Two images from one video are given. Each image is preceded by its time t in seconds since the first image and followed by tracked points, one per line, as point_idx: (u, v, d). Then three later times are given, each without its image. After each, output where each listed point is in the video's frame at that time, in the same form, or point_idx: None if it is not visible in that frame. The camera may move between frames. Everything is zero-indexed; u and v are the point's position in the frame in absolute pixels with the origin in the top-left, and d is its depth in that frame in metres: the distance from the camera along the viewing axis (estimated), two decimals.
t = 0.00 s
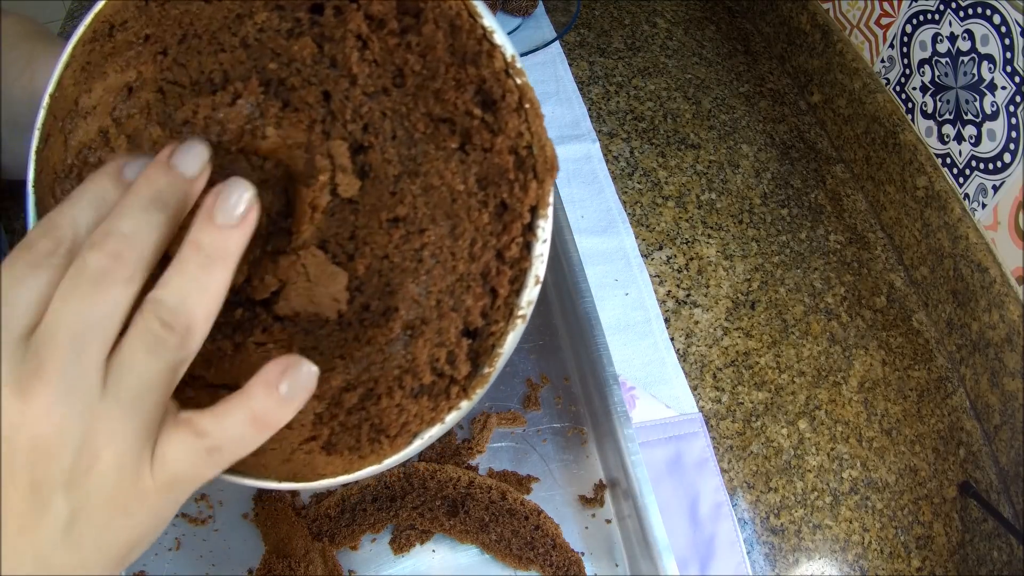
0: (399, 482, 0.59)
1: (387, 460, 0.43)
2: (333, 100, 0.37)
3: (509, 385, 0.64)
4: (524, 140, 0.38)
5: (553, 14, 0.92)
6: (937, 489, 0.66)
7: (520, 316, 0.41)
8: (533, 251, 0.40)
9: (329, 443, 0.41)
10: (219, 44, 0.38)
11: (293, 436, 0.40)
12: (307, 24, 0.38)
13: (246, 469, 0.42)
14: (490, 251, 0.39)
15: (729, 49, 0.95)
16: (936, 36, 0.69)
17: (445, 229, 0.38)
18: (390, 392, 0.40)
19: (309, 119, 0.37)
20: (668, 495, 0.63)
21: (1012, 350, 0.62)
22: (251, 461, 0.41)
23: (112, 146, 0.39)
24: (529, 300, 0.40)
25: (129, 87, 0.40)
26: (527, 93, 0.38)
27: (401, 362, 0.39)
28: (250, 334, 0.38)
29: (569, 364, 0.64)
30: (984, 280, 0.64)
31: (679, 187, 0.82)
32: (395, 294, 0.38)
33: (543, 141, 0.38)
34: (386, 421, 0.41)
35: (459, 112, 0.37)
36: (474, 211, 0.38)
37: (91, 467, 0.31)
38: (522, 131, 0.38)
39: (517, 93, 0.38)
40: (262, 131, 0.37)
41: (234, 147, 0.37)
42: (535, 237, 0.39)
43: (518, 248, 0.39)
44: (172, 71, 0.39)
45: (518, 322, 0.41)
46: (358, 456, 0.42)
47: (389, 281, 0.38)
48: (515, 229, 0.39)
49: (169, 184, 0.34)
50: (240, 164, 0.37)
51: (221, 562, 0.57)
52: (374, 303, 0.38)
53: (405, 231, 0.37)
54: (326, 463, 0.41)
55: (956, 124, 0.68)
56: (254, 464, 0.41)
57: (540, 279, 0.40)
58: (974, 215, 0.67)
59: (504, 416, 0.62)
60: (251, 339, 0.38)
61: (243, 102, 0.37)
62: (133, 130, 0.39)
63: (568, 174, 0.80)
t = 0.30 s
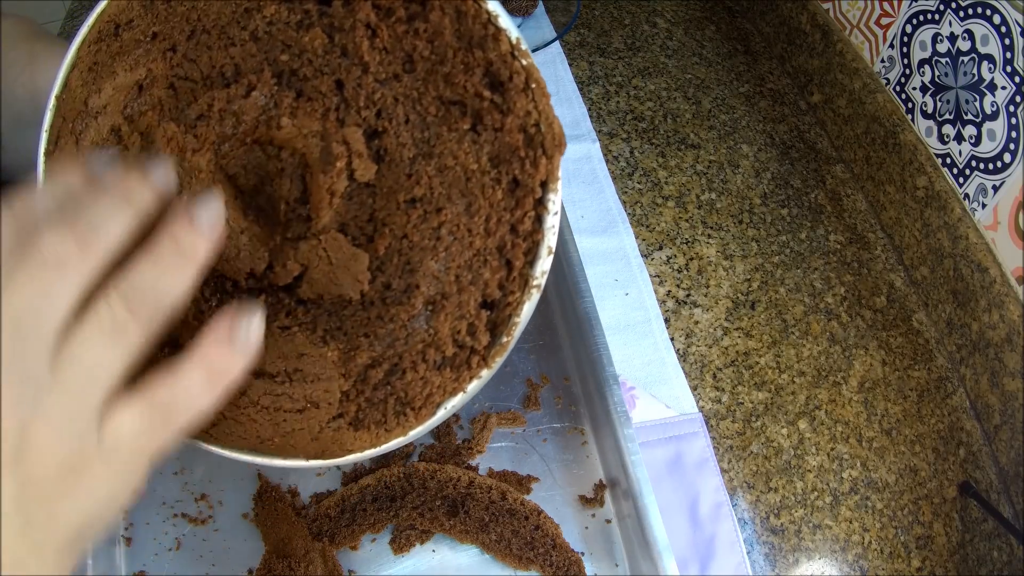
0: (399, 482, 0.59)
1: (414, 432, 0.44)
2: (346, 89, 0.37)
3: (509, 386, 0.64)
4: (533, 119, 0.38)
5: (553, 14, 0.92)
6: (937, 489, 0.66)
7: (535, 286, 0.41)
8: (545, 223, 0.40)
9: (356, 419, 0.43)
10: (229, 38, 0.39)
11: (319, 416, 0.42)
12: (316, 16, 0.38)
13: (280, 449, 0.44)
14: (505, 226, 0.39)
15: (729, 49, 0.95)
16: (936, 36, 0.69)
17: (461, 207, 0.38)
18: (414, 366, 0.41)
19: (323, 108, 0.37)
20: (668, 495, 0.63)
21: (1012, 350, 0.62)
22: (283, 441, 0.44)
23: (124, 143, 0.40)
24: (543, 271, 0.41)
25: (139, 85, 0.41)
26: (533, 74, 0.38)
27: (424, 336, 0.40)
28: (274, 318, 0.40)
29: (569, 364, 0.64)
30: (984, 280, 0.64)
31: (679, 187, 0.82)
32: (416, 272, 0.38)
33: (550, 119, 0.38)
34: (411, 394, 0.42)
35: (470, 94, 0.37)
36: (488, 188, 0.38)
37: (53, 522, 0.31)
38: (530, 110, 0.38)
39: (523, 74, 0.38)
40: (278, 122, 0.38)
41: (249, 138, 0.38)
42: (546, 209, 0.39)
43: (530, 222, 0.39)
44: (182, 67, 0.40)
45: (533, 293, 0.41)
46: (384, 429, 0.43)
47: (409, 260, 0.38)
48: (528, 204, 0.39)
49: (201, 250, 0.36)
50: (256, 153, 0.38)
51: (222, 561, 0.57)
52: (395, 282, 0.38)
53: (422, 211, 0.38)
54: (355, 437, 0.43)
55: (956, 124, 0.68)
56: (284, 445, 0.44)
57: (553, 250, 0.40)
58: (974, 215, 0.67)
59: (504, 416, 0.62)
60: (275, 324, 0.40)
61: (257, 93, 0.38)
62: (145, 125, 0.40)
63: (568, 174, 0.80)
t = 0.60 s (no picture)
0: (399, 482, 0.59)
1: (393, 415, 0.43)
2: (316, 70, 0.36)
3: (509, 386, 0.64)
4: (506, 94, 0.36)
5: (553, 14, 0.92)
6: (937, 489, 0.66)
7: (512, 264, 0.39)
8: (522, 201, 0.38)
9: (335, 401, 0.43)
10: (200, 24, 0.38)
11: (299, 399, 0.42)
12: None
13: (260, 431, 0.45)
14: (479, 204, 0.38)
15: (729, 49, 0.95)
16: (936, 36, 0.69)
17: (434, 185, 0.37)
18: (392, 347, 0.40)
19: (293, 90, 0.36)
20: (668, 495, 0.64)
21: (1012, 350, 0.62)
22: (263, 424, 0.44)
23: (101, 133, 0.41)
24: (521, 249, 0.39)
25: (114, 74, 0.40)
26: (506, 50, 0.36)
27: (400, 317, 0.39)
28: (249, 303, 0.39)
29: (569, 364, 0.64)
30: (984, 280, 0.64)
31: (679, 187, 0.82)
32: (389, 253, 0.38)
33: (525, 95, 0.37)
34: (390, 375, 0.41)
35: (441, 72, 0.36)
36: (461, 166, 0.37)
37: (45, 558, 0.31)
38: (503, 87, 0.36)
39: (495, 50, 0.36)
40: (249, 105, 0.36)
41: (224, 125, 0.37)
42: (523, 186, 0.38)
43: (506, 199, 0.38)
44: (154, 55, 0.39)
45: (512, 271, 0.40)
46: (364, 412, 0.43)
47: (382, 241, 0.38)
48: (502, 182, 0.38)
49: (262, 192, 0.34)
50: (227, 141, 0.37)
51: (221, 561, 0.57)
52: (370, 264, 0.38)
53: (395, 191, 0.37)
54: (334, 421, 0.44)
55: (956, 124, 0.68)
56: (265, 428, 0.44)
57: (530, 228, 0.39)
58: (975, 215, 0.67)
59: (504, 416, 0.63)
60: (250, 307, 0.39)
61: (228, 78, 0.37)
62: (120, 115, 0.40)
63: (568, 174, 0.80)
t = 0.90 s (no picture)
0: (399, 482, 0.59)
1: (397, 421, 0.44)
2: (321, 74, 0.37)
3: (509, 386, 0.64)
4: (509, 101, 0.37)
5: (553, 14, 0.92)
6: (937, 489, 0.66)
7: (517, 270, 0.40)
8: (524, 207, 0.39)
9: (338, 408, 0.43)
10: (203, 28, 0.39)
11: (302, 405, 0.43)
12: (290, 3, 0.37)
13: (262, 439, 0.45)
14: (483, 210, 0.39)
15: (729, 49, 0.95)
16: (936, 36, 0.69)
17: (438, 192, 0.38)
18: (395, 353, 0.41)
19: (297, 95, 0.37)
20: (668, 495, 0.64)
21: (1012, 350, 0.62)
22: (266, 432, 0.44)
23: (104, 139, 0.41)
24: (525, 255, 0.40)
25: (116, 78, 0.41)
26: (510, 54, 0.36)
27: (404, 323, 0.40)
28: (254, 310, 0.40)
29: (569, 364, 0.64)
30: (984, 280, 0.64)
31: (679, 187, 0.82)
32: (393, 258, 0.38)
33: (528, 100, 0.37)
34: (394, 381, 0.42)
35: (444, 77, 0.36)
36: (465, 171, 0.38)
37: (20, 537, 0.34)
38: (507, 92, 0.37)
39: (499, 56, 0.36)
40: (253, 111, 0.38)
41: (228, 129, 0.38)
42: (525, 192, 0.38)
43: (510, 205, 0.39)
44: (156, 59, 0.40)
45: (514, 278, 0.40)
46: (367, 419, 0.43)
47: (387, 246, 0.38)
48: (506, 188, 0.38)
49: (183, 167, 0.34)
50: (232, 141, 0.38)
51: (222, 560, 0.57)
52: (373, 269, 0.39)
53: (399, 197, 0.38)
54: (337, 427, 0.43)
55: (956, 124, 0.68)
56: (267, 436, 0.44)
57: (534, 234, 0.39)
58: (975, 215, 0.67)
59: (505, 416, 0.63)
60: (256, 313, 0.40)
61: (232, 83, 0.38)
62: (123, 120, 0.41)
63: (568, 174, 0.80)
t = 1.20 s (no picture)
0: (399, 481, 0.59)
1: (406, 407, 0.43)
2: (326, 67, 0.38)
3: (509, 385, 0.64)
4: (512, 89, 0.39)
5: (553, 14, 0.92)
6: (937, 489, 0.66)
7: (522, 254, 0.41)
8: (529, 191, 0.40)
9: (348, 395, 0.42)
10: (207, 23, 0.40)
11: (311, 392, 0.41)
12: None
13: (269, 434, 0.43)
14: (488, 196, 0.40)
15: (729, 49, 0.95)
16: (936, 36, 0.69)
17: (444, 178, 0.38)
18: (404, 339, 0.40)
19: (302, 86, 0.38)
20: (668, 495, 0.64)
21: (1012, 350, 0.62)
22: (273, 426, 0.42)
23: (107, 130, 0.40)
24: (529, 239, 0.41)
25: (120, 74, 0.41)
26: (510, 45, 0.40)
27: (412, 309, 0.40)
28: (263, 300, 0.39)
29: (569, 364, 0.64)
30: (984, 280, 0.64)
31: (679, 187, 0.82)
32: (400, 245, 0.38)
33: (528, 89, 0.39)
34: (402, 367, 0.41)
35: (448, 67, 0.38)
36: (470, 158, 0.39)
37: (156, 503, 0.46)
38: (509, 81, 0.39)
39: (501, 46, 0.40)
40: (257, 103, 0.38)
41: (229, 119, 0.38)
42: (529, 177, 0.40)
43: (514, 190, 0.40)
44: (161, 55, 0.41)
45: (520, 262, 0.41)
46: (375, 406, 0.42)
47: (393, 233, 0.38)
48: (511, 172, 0.39)
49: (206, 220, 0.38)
50: (237, 135, 0.38)
51: (222, 561, 0.57)
52: (381, 257, 0.38)
53: (406, 184, 0.38)
54: (347, 415, 0.42)
55: (956, 124, 0.68)
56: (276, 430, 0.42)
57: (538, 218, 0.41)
58: (975, 215, 0.67)
59: (504, 416, 0.63)
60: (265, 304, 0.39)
61: (236, 75, 0.39)
62: (128, 113, 0.40)
63: (568, 174, 0.80)
